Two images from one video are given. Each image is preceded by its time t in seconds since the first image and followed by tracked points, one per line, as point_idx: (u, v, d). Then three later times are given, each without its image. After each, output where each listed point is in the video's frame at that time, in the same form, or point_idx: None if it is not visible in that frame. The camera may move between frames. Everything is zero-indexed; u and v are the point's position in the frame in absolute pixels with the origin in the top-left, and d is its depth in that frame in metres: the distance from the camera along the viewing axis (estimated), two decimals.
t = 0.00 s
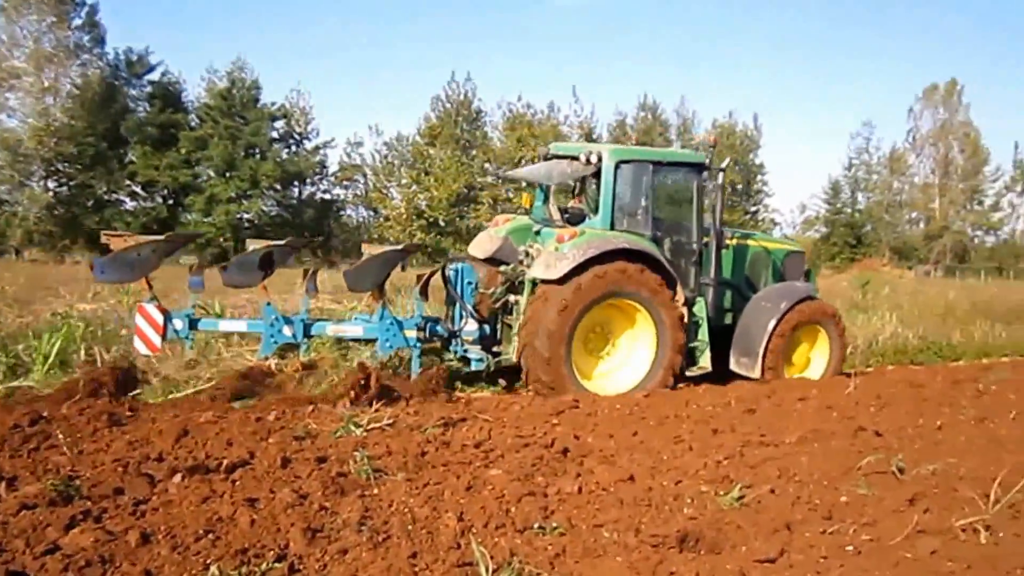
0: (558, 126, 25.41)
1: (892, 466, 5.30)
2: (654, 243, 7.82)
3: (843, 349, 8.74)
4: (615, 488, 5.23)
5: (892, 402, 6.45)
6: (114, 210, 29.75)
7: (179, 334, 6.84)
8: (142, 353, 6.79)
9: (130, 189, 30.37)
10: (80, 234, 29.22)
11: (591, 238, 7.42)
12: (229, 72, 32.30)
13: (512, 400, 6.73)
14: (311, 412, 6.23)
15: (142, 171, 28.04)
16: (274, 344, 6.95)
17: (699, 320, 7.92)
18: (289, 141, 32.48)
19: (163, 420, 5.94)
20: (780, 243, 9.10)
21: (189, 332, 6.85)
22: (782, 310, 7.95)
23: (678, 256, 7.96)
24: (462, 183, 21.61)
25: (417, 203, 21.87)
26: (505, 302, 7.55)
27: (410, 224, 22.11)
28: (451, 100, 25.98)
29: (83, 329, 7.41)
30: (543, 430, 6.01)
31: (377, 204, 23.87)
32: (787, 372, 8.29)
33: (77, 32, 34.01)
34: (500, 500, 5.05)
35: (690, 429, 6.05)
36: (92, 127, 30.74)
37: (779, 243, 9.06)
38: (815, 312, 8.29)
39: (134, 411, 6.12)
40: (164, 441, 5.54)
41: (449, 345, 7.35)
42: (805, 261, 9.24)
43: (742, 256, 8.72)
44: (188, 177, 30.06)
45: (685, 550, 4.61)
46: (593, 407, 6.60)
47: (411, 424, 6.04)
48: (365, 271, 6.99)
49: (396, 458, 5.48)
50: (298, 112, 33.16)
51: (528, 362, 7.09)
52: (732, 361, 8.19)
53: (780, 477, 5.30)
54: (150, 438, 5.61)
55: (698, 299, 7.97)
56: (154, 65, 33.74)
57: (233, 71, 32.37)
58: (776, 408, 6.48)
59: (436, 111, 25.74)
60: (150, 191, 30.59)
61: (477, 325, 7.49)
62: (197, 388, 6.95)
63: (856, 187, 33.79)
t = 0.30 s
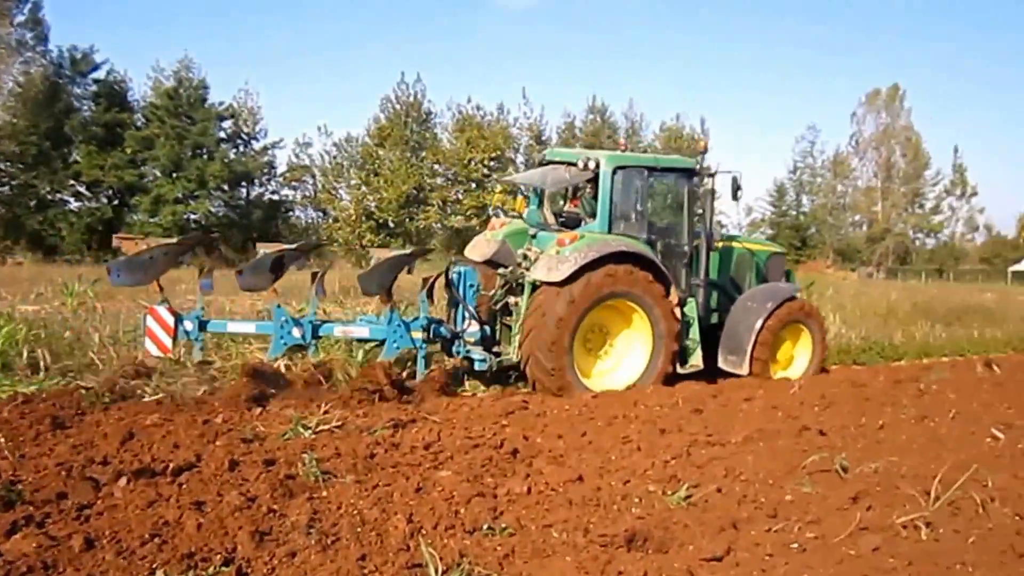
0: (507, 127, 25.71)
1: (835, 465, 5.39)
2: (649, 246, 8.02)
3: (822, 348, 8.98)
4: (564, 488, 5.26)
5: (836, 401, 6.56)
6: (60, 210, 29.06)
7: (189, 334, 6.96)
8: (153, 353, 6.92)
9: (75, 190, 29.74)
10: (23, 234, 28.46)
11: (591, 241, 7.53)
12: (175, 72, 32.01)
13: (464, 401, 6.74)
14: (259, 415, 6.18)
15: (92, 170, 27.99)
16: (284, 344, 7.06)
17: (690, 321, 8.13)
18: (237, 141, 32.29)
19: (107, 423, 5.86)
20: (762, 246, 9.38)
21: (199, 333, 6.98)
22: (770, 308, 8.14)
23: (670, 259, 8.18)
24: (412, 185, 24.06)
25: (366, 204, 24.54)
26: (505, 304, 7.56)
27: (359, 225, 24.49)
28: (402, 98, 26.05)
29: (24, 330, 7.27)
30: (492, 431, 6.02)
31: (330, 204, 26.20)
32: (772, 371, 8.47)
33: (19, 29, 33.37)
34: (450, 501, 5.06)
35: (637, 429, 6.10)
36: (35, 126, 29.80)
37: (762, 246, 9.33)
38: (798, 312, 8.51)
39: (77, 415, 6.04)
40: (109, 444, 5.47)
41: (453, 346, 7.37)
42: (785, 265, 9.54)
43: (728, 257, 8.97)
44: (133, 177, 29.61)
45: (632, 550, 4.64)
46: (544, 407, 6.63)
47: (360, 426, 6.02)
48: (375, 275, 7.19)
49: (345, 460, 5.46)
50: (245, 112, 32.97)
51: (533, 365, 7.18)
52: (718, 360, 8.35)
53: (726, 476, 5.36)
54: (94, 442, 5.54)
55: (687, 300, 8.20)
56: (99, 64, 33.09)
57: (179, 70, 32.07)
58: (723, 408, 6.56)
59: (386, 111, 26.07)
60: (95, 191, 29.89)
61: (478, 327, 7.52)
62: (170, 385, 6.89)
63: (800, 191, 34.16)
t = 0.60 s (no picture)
0: (458, 126, 25.49)
1: (782, 463, 5.47)
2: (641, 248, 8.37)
3: (800, 347, 9.36)
4: (515, 489, 5.28)
5: (783, 401, 6.66)
6: (3, 210, 28.49)
7: (197, 336, 6.75)
8: (161, 355, 6.71)
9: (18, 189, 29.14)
10: None
11: (587, 244, 7.84)
12: (122, 70, 31.61)
13: (415, 402, 6.73)
14: (208, 417, 6.11)
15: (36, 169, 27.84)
16: (290, 345, 6.95)
17: (679, 319, 8.51)
18: (186, 141, 31.93)
19: (52, 427, 5.76)
20: (744, 246, 9.65)
21: (206, 335, 6.79)
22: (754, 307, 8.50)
23: (661, 260, 8.54)
24: (362, 186, 24.14)
25: (318, 206, 24.61)
26: (502, 305, 7.89)
27: (311, 225, 24.78)
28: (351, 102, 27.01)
29: None
30: (444, 433, 6.02)
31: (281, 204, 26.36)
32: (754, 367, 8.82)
33: None
34: (401, 503, 5.05)
35: (588, 429, 6.13)
36: None
37: (742, 246, 9.59)
38: (779, 311, 8.88)
39: (21, 419, 5.92)
40: (54, 448, 5.38)
41: (453, 345, 7.44)
42: (765, 266, 9.80)
43: (711, 259, 9.24)
44: (79, 177, 29.07)
45: (583, 550, 4.67)
46: (496, 408, 6.64)
47: (311, 428, 5.99)
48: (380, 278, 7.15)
49: (295, 462, 5.42)
50: (194, 112, 32.80)
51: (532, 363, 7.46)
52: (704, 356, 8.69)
53: (675, 475, 5.41)
54: (38, 446, 5.44)
55: (676, 300, 8.57)
56: (44, 61, 32.59)
57: (127, 69, 31.68)
58: (673, 408, 6.63)
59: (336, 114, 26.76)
60: (39, 191, 29.27)
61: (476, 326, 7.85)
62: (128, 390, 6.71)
63: (747, 193, 34.63)
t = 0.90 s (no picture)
0: (415, 130, 26.29)
1: (736, 462, 5.55)
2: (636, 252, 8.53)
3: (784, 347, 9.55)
4: (472, 490, 5.29)
5: (736, 401, 6.76)
6: None
7: (210, 337, 6.98)
8: (176, 356, 6.90)
9: None
10: None
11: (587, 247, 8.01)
12: (74, 66, 30.87)
13: (372, 403, 6.72)
14: (161, 420, 6.03)
15: None
16: (301, 346, 7.09)
17: (670, 320, 8.64)
18: (139, 140, 31.34)
19: None
20: (728, 250, 9.87)
21: (218, 337, 7.01)
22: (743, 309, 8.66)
23: (654, 262, 8.70)
24: (319, 186, 25.03)
25: (274, 205, 25.29)
26: (503, 307, 8.13)
27: (266, 226, 25.26)
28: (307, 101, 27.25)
29: None
30: (401, 434, 6.02)
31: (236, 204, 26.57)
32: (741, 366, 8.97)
33: None
34: (357, 505, 5.03)
35: (545, 430, 6.17)
36: None
37: (728, 249, 9.81)
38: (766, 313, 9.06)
39: None
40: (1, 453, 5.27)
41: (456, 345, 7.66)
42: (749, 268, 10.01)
43: (699, 262, 9.41)
44: (28, 175, 28.42)
45: (540, 550, 4.68)
46: (453, 409, 6.65)
47: (266, 431, 5.94)
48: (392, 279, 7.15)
49: (251, 465, 5.38)
50: (146, 111, 32.00)
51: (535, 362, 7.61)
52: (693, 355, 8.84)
53: (631, 475, 5.47)
54: None
55: (669, 301, 8.73)
56: None
57: (77, 65, 30.94)
58: (628, 408, 6.69)
59: (293, 113, 27.15)
60: None
61: (478, 327, 7.97)
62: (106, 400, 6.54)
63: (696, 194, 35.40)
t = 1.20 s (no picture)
0: (378, 131, 26.55)
1: (695, 462, 5.62)
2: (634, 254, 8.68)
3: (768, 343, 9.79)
4: (433, 492, 5.27)
5: (695, 400, 6.85)
6: None
7: (224, 338, 7.15)
8: (191, 356, 7.13)
9: None
10: None
11: (590, 251, 8.10)
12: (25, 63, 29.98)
13: (332, 405, 6.68)
14: (117, 423, 5.92)
15: None
16: (313, 346, 7.29)
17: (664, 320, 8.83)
18: (94, 138, 30.65)
19: None
20: (716, 253, 10.04)
21: (232, 337, 7.16)
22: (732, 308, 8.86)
23: (650, 265, 8.85)
24: (278, 186, 25.45)
25: (231, 206, 25.66)
26: (506, 308, 8.18)
27: (224, 225, 25.57)
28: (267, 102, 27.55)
29: None
30: (362, 436, 5.98)
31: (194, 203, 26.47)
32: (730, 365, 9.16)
33: None
34: (318, 508, 4.98)
35: (507, 431, 6.17)
36: None
37: (716, 252, 9.98)
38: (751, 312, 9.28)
39: None
40: None
41: (462, 347, 7.78)
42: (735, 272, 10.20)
43: (691, 264, 9.57)
44: None
45: (502, 551, 4.68)
46: (415, 411, 6.61)
47: (224, 434, 5.86)
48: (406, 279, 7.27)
49: (209, 469, 5.31)
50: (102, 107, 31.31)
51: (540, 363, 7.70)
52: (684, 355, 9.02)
53: (592, 475, 5.50)
54: None
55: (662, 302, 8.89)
56: None
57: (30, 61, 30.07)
58: (589, 409, 6.73)
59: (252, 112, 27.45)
60: None
61: (483, 327, 8.09)
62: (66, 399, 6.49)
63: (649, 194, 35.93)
